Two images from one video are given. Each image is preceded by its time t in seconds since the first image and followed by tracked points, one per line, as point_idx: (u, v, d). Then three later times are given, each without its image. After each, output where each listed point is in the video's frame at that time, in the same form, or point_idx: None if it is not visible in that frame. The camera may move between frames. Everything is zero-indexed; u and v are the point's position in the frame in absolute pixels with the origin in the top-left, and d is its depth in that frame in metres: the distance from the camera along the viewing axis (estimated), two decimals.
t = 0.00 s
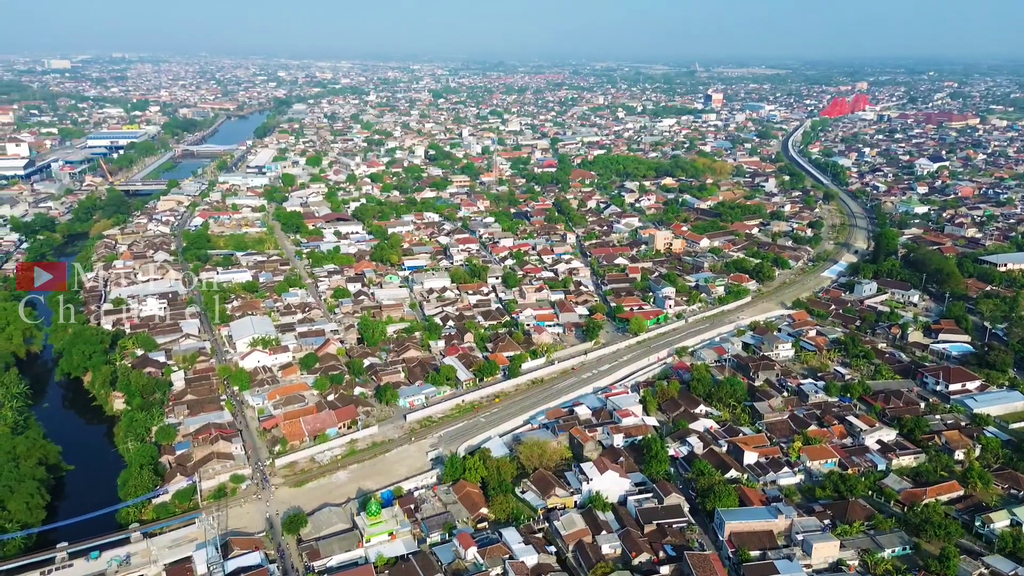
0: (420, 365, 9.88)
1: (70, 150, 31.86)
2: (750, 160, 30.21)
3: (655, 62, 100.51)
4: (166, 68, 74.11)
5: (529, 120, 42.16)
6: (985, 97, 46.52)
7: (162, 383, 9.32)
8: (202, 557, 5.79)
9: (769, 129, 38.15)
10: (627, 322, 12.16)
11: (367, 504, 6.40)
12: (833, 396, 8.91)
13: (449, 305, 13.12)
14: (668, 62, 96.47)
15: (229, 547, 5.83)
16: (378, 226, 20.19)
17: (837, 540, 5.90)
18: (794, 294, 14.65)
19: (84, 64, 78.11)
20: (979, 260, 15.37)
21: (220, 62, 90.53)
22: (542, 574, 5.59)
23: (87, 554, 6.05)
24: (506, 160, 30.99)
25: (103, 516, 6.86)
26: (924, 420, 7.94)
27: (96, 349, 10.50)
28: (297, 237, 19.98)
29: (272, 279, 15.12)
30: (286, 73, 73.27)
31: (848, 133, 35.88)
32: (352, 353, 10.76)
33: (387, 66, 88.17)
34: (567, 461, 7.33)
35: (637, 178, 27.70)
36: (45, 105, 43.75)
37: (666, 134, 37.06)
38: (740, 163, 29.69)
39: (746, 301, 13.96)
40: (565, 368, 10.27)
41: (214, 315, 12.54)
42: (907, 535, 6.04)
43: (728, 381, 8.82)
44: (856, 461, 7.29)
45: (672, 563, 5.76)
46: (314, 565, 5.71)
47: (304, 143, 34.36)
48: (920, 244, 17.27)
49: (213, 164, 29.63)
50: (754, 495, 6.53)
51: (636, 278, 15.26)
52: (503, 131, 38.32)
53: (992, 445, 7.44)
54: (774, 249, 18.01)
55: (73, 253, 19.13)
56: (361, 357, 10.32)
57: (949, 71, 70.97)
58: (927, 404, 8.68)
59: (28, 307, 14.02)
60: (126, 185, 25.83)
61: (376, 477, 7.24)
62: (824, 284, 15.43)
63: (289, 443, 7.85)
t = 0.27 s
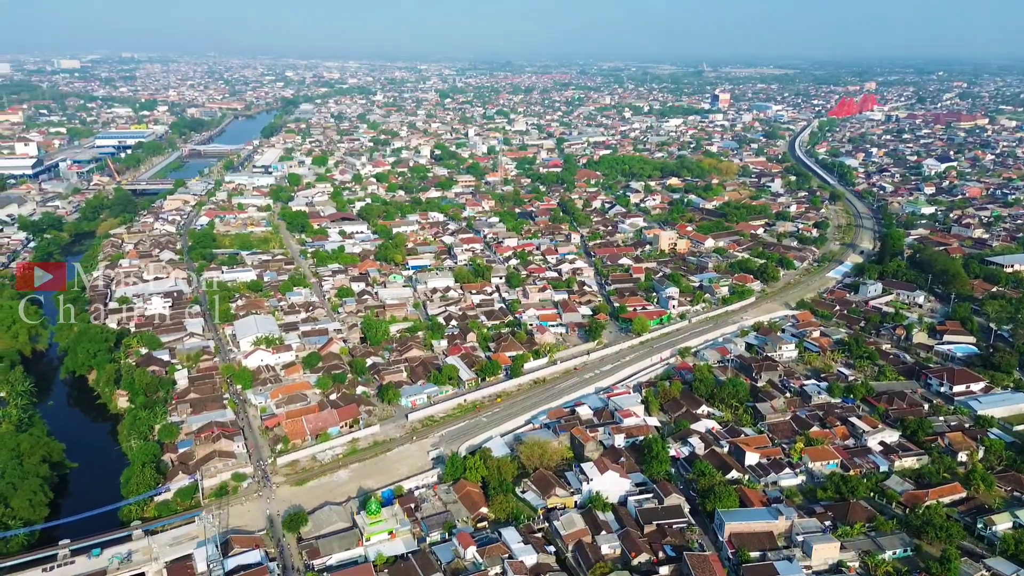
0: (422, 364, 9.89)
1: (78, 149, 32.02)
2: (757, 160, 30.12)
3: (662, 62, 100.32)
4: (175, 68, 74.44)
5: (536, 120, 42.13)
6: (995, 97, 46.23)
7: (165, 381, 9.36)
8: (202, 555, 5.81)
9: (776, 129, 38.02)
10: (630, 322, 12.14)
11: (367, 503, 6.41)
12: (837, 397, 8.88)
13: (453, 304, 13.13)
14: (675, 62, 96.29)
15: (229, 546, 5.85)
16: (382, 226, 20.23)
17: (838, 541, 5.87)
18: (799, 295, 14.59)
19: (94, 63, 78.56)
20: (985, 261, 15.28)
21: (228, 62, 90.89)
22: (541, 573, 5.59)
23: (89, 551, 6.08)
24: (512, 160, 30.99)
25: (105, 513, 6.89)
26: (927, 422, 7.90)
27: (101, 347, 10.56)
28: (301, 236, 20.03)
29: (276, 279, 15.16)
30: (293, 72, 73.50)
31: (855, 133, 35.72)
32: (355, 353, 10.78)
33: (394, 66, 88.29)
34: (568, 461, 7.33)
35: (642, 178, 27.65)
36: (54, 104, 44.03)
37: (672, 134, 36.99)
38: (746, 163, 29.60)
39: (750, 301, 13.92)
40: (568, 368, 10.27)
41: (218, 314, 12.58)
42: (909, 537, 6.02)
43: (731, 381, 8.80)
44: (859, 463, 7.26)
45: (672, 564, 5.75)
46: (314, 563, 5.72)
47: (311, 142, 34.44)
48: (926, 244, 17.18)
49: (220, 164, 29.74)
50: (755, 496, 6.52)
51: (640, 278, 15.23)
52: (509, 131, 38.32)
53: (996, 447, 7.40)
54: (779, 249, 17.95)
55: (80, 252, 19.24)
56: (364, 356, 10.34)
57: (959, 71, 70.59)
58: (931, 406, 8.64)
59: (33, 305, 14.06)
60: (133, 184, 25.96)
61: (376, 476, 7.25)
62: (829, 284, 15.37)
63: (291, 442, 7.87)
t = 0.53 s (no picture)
0: (425, 364, 9.90)
1: (86, 148, 32.21)
2: (763, 161, 30.04)
3: (670, 62, 100.14)
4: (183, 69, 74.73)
5: (542, 120, 42.12)
6: (1004, 97, 45.98)
7: (168, 380, 9.42)
8: (203, 553, 5.83)
9: (783, 129, 37.90)
10: (633, 323, 12.13)
11: (367, 502, 6.42)
12: (839, 399, 8.84)
13: (456, 304, 13.14)
14: (683, 62, 96.13)
15: (230, 544, 5.87)
16: (387, 226, 20.27)
17: (838, 542, 5.86)
18: (803, 296, 14.54)
19: (103, 64, 79.03)
20: (992, 262, 15.20)
21: (237, 62, 91.26)
22: (539, 573, 5.59)
23: (90, 548, 6.11)
24: (517, 160, 30.99)
25: (108, 511, 6.93)
26: (930, 423, 7.86)
27: (105, 346, 10.60)
28: (307, 236, 20.08)
29: (281, 278, 15.21)
30: (301, 73, 73.75)
31: (863, 134, 35.58)
32: (358, 352, 10.81)
33: (402, 66, 88.43)
34: (568, 461, 7.33)
35: (648, 178, 27.61)
36: (63, 104, 44.31)
37: (678, 134, 36.92)
38: (752, 164, 29.53)
39: (754, 302, 13.89)
40: (570, 368, 10.26)
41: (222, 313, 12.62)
42: (910, 539, 5.99)
43: (733, 382, 8.78)
44: (861, 464, 7.23)
45: (670, 564, 5.75)
46: (313, 562, 5.73)
47: (317, 142, 34.54)
48: (932, 245, 17.10)
49: (226, 164, 29.85)
50: (755, 497, 6.50)
51: (644, 278, 15.21)
52: (515, 131, 38.33)
53: (999, 449, 7.35)
54: (784, 250, 17.90)
55: (87, 251, 19.34)
56: (366, 356, 10.36)
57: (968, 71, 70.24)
58: (934, 407, 8.60)
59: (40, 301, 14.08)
60: (140, 183, 26.09)
61: (377, 475, 7.27)
62: (834, 285, 15.31)
63: (292, 441, 7.90)
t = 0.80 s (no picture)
0: (427, 363, 9.92)
1: (94, 148, 32.40)
2: (769, 161, 29.96)
3: (677, 62, 99.95)
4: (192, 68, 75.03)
5: (548, 120, 42.10)
6: (1013, 98, 45.73)
7: (172, 378, 9.47)
8: (203, 551, 5.85)
9: (789, 129, 37.79)
10: (635, 323, 12.12)
11: (367, 501, 6.43)
12: (842, 400, 8.81)
13: (459, 304, 13.16)
14: (690, 61, 95.99)
15: (230, 542, 5.88)
16: (392, 225, 20.31)
17: (838, 544, 5.84)
18: (807, 296, 14.50)
19: (113, 63, 79.48)
20: (999, 263, 15.11)
21: (245, 62, 91.60)
22: (538, 573, 5.59)
23: (91, 545, 6.14)
24: (522, 160, 30.99)
25: (111, 508, 6.96)
26: (933, 425, 7.82)
27: (110, 344, 10.67)
28: (311, 235, 20.13)
29: (285, 277, 15.26)
30: (308, 73, 73.95)
31: (870, 134, 35.44)
32: (361, 351, 10.84)
33: (409, 66, 88.61)
34: (569, 461, 7.33)
35: (653, 179, 27.56)
36: (72, 104, 44.59)
37: (684, 134, 36.86)
38: (758, 164, 29.44)
39: (758, 303, 13.85)
40: (572, 368, 10.26)
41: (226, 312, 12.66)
42: (911, 541, 5.97)
43: (735, 383, 8.76)
44: (862, 466, 7.21)
45: (670, 565, 5.74)
46: (313, 560, 5.75)
47: (323, 142, 34.62)
48: (938, 246, 17.01)
49: (233, 163, 29.96)
50: (755, 498, 6.48)
51: (648, 278, 15.18)
52: (521, 131, 38.32)
53: (1003, 451, 7.31)
54: (789, 250, 17.84)
55: (93, 249, 19.43)
56: (369, 355, 10.38)
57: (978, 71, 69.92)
58: (937, 409, 8.55)
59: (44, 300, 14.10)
60: (147, 183, 26.20)
61: (378, 474, 7.28)
62: (838, 286, 15.24)
63: (294, 439, 7.92)
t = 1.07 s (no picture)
0: (429, 363, 9.94)
1: (101, 147, 32.56)
2: (775, 161, 29.87)
3: (684, 62, 99.74)
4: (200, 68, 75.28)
5: (554, 120, 42.07)
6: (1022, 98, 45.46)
7: (175, 376, 9.51)
8: (203, 549, 5.87)
9: (796, 129, 37.66)
10: (638, 323, 12.10)
11: (367, 499, 6.45)
12: (845, 401, 8.78)
13: (462, 303, 13.17)
14: (697, 62, 95.86)
15: (230, 540, 5.90)
16: (396, 225, 20.36)
17: (838, 545, 5.83)
18: (811, 297, 14.46)
19: (121, 64, 79.85)
20: (1005, 264, 15.02)
21: (252, 62, 91.88)
22: (537, 573, 5.59)
23: (93, 543, 6.17)
24: (528, 160, 30.98)
25: (113, 506, 6.99)
26: (936, 426, 7.78)
27: (115, 342, 10.72)
28: (316, 235, 20.17)
29: (289, 277, 15.30)
30: (315, 73, 74.12)
31: (878, 134, 35.29)
32: (363, 351, 10.87)
33: (416, 66, 88.65)
34: (569, 461, 7.34)
35: (658, 179, 27.51)
36: (80, 103, 44.82)
37: (690, 134, 36.79)
38: (764, 164, 29.36)
39: (761, 303, 13.82)
40: (575, 368, 10.26)
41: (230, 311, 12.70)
42: (911, 543, 5.95)
43: (737, 383, 8.74)
44: (864, 467, 7.18)
45: (669, 565, 5.73)
46: (312, 559, 5.76)
47: (329, 142, 34.70)
48: (944, 247, 16.93)
49: (239, 163, 30.05)
50: (755, 499, 6.47)
51: (651, 279, 15.16)
52: (527, 131, 38.32)
53: (1005, 453, 7.27)
54: (794, 251, 17.79)
55: (99, 248, 19.51)
56: (371, 355, 10.41)
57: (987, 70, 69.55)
58: (941, 410, 8.51)
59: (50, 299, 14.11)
60: (154, 182, 26.32)
61: (378, 473, 7.30)
62: (843, 287, 15.19)
63: (296, 438, 7.95)
